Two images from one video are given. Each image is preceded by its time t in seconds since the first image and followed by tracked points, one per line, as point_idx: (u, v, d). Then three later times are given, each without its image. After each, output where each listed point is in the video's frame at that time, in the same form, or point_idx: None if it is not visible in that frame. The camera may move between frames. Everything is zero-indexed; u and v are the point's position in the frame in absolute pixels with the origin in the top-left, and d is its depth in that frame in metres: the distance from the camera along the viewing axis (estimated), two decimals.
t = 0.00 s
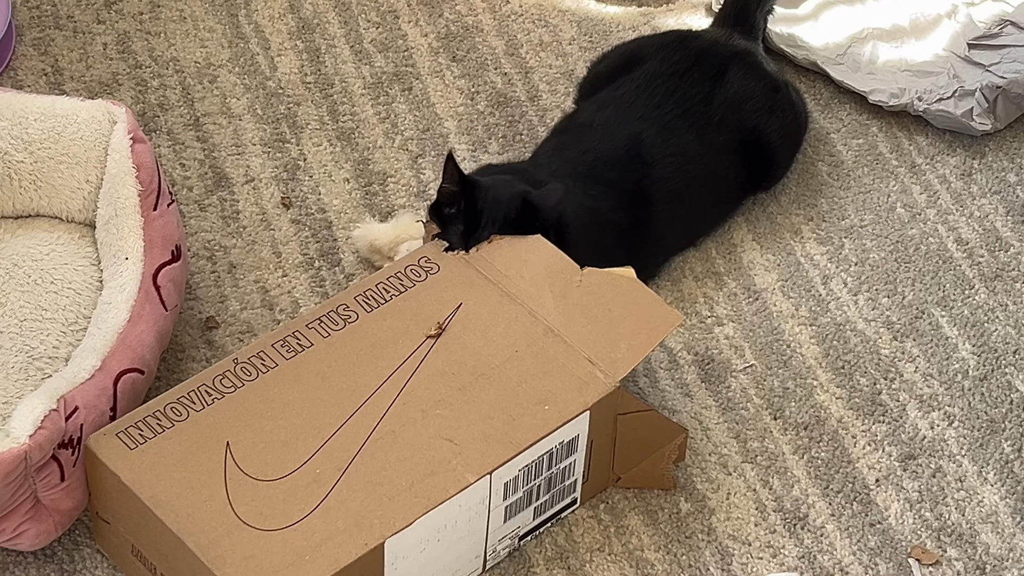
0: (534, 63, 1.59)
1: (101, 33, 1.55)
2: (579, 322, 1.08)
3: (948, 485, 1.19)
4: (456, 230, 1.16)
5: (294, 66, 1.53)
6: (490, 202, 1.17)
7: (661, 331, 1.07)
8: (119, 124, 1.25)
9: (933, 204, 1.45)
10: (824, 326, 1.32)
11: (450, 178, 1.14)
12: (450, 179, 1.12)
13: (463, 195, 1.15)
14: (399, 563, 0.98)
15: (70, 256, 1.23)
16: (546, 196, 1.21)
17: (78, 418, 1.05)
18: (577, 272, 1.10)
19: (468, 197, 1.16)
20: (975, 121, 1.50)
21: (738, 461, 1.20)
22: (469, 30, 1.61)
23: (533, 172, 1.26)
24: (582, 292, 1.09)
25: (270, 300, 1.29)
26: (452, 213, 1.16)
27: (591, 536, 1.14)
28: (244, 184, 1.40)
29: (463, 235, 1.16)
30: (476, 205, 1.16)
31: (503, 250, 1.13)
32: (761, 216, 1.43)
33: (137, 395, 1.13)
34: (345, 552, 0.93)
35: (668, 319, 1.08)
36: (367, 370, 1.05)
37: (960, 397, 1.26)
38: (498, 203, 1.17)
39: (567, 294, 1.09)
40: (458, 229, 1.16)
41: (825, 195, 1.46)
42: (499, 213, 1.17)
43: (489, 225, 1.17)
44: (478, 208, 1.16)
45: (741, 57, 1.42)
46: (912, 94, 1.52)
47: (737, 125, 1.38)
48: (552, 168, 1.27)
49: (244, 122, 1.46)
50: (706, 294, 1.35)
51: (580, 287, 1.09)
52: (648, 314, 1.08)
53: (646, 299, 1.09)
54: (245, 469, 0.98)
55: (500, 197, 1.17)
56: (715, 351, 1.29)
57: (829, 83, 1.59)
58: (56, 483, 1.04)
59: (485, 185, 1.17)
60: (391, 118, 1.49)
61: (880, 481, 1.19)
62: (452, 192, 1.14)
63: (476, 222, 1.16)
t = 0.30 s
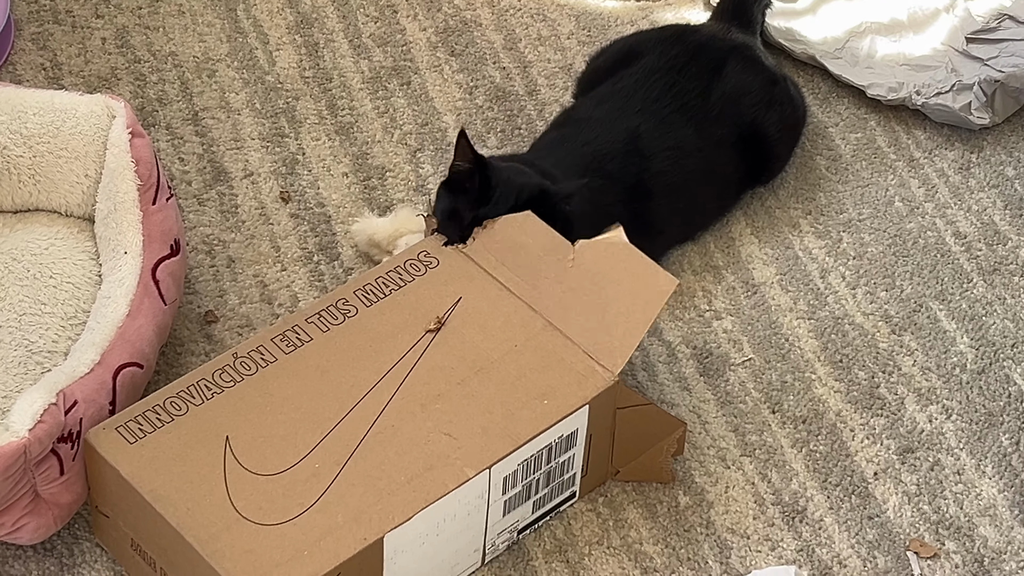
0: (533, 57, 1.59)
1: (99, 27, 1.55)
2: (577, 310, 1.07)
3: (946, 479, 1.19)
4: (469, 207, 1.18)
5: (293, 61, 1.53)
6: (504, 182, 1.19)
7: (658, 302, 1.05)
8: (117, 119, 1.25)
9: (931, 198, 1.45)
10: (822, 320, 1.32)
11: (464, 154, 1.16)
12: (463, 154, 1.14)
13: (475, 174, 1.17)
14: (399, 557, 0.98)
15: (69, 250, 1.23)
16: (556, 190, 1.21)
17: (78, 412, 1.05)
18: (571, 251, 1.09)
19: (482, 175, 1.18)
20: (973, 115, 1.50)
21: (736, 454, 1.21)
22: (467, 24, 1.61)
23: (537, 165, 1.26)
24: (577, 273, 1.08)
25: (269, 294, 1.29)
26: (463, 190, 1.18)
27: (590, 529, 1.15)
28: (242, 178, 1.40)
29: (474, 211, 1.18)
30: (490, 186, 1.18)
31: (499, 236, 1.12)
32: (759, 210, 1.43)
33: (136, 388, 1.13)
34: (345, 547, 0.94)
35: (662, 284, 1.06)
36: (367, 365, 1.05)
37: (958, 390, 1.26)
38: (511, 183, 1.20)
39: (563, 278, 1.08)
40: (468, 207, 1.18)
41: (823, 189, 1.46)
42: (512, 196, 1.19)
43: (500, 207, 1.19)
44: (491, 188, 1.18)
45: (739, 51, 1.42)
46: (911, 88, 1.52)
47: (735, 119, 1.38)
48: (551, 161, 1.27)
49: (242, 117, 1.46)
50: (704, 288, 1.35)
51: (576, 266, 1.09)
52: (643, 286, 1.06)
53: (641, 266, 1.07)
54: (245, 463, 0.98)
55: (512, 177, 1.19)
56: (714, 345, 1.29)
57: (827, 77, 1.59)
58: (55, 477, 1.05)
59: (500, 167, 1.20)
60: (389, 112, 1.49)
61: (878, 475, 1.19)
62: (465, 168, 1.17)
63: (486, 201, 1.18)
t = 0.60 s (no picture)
0: (529, 51, 1.58)
1: (95, 21, 1.55)
2: (573, 301, 1.07)
3: (944, 472, 1.19)
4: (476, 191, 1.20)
5: (289, 55, 1.53)
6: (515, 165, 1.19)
7: (653, 295, 1.05)
8: (114, 113, 1.25)
9: (928, 191, 1.45)
10: (820, 313, 1.32)
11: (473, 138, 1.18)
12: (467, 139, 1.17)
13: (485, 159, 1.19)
14: (395, 550, 0.98)
15: (65, 244, 1.23)
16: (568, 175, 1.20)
17: (74, 406, 1.05)
18: (567, 241, 1.09)
19: (493, 159, 1.19)
20: (970, 108, 1.50)
21: (733, 448, 1.21)
22: (464, 18, 1.61)
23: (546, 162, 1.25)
24: (572, 263, 1.08)
25: (266, 288, 1.29)
26: (474, 175, 1.20)
27: (587, 522, 1.15)
28: (239, 172, 1.40)
29: (480, 196, 1.19)
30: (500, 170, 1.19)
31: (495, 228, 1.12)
32: (756, 204, 1.43)
33: (132, 383, 1.13)
34: (340, 538, 0.94)
35: (659, 276, 1.06)
36: (362, 357, 1.05)
37: (956, 383, 1.26)
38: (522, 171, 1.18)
39: (559, 268, 1.08)
40: (474, 192, 1.20)
41: (820, 182, 1.46)
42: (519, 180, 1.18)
43: (508, 191, 1.18)
44: (501, 171, 1.19)
45: (736, 45, 1.42)
46: (908, 81, 1.52)
47: (733, 114, 1.38)
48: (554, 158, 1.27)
49: (239, 111, 1.46)
50: (701, 281, 1.35)
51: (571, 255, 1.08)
52: (639, 277, 1.06)
53: (637, 256, 1.07)
54: (240, 455, 0.98)
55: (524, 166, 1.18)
56: (711, 338, 1.29)
57: (824, 70, 1.59)
58: (52, 471, 1.05)
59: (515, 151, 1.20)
60: (386, 106, 1.49)
61: (875, 468, 1.19)
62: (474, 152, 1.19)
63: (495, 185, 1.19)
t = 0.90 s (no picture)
0: (527, 45, 1.58)
1: (93, 16, 1.54)
2: (572, 297, 1.07)
3: (942, 466, 1.19)
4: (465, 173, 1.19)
5: (287, 49, 1.53)
6: (503, 147, 1.19)
7: (654, 293, 1.06)
8: (111, 107, 1.25)
9: (927, 185, 1.45)
10: (818, 308, 1.32)
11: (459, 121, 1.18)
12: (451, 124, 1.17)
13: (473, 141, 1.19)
14: (394, 546, 0.98)
15: (63, 240, 1.23)
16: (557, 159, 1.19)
17: (72, 402, 1.05)
18: (567, 237, 1.09)
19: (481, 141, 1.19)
20: (969, 102, 1.49)
21: (732, 442, 1.20)
22: (462, 12, 1.61)
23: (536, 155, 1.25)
24: (572, 260, 1.08)
25: (264, 284, 1.29)
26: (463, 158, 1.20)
27: (586, 518, 1.15)
28: (237, 167, 1.40)
29: (469, 178, 1.19)
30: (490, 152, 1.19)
31: (494, 224, 1.12)
32: (755, 198, 1.43)
33: (130, 378, 1.13)
34: (339, 534, 0.94)
35: (658, 274, 1.07)
36: (361, 353, 1.05)
37: (955, 378, 1.26)
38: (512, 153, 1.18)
39: (559, 264, 1.08)
40: (464, 175, 1.20)
41: (819, 176, 1.45)
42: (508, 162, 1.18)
43: (497, 174, 1.18)
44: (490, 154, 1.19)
45: (734, 39, 1.41)
46: (906, 75, 1.52)
47: (731, 108, 1.38)
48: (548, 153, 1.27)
49: (237, 106, 1.46)
50: (700, 276, 1.34)
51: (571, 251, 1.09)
52: (639, 275, 1.07)
53: (637, 254, 1.07)
54: (239, 451, 0.98)
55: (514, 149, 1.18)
56: (710, 333, 1.29)
57: (823, 64, 1.59)
58: (50, 467, 1.05)
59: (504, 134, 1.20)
60: (384, 101, 1.49)
61: (874, 462, 1.19)
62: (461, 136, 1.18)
63: (485, 167, 1.19)
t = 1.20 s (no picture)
0: (527, 40, 1.58)
1: (92, 11, 1.54)
2: (572, 293, 1.07)
3: (943, 461, 1.19)
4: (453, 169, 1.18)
5: (286, 44, 1.53)
6: (483, 136, 1.17)
7: (654, 290, 1.06)
8: (110, 103, 1.24)
9: (927, 179, 1.44)
10: (818, 302, 1.32)
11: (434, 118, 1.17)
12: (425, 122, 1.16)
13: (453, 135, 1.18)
14: (393, 542, 0.98)
15: (62, 236, 1.23)
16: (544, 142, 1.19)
17: (71, 398, 1.05)
18: (567, 233, 1.09)
19: (461, 134, 1.18)
20: (969, 96, 1.49)
21: (732, 437, 1.20)
22: (461, 6, 1.60)
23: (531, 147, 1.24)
24: (572, 256, 1.08)
25: (263, 279, 1.29)
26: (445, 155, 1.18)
27: (586, 513, 1.15)
28: (237, 162, 1.40)
29: (456, 172, 1.17)
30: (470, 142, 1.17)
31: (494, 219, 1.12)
32: (755, 192, 1.43)
33: (130, 374, 1.13)
34: (339, 530, 0.94)
35: (659, 272, 1.07)
36: (360, 348, 1.05)
37: (955, 372, 1.26)
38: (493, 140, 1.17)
39: (558, 260, 1.08)
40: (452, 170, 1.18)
41: (819, 170, 1.45)
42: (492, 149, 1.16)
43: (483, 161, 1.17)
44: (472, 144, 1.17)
45: (734, 34, 1.41)
46: (906, 69, 1.52)
47: (729, 104, 1.38)
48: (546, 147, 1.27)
49: (236, 101, 1.46)
50: (699, 270, 1.34)
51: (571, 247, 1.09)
52: (639, 271, 1.07)
53: (637, 251, 1.08)
54: (238, 447, 0.98)
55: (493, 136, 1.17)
56: (710, 328, 1.29)
57: (822, 58, 1.58)
58: (50, 463, 1.05)
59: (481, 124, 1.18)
60: (383, 96, 1.48)
61: (874, 457, 1.19)
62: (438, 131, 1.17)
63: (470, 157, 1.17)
